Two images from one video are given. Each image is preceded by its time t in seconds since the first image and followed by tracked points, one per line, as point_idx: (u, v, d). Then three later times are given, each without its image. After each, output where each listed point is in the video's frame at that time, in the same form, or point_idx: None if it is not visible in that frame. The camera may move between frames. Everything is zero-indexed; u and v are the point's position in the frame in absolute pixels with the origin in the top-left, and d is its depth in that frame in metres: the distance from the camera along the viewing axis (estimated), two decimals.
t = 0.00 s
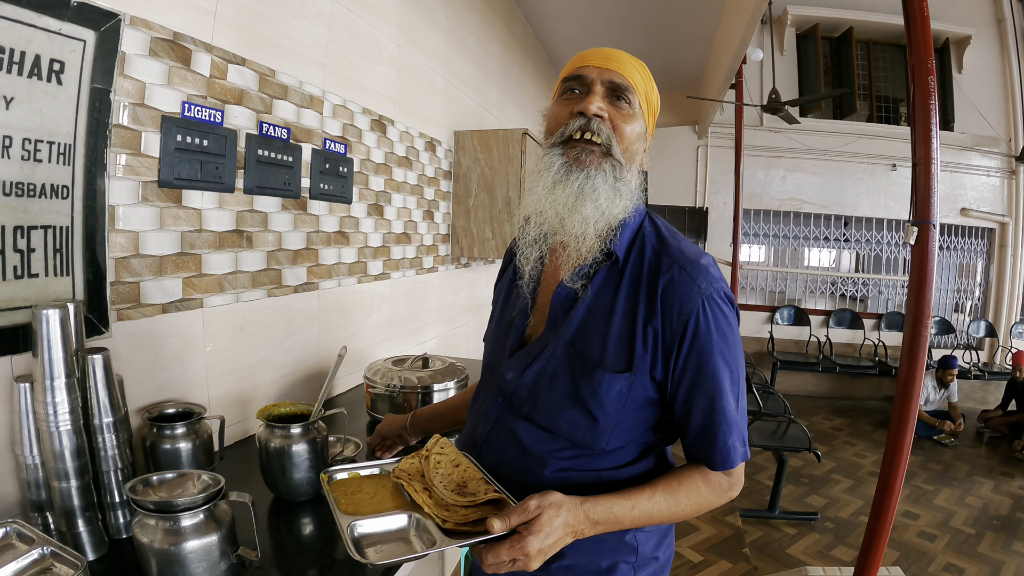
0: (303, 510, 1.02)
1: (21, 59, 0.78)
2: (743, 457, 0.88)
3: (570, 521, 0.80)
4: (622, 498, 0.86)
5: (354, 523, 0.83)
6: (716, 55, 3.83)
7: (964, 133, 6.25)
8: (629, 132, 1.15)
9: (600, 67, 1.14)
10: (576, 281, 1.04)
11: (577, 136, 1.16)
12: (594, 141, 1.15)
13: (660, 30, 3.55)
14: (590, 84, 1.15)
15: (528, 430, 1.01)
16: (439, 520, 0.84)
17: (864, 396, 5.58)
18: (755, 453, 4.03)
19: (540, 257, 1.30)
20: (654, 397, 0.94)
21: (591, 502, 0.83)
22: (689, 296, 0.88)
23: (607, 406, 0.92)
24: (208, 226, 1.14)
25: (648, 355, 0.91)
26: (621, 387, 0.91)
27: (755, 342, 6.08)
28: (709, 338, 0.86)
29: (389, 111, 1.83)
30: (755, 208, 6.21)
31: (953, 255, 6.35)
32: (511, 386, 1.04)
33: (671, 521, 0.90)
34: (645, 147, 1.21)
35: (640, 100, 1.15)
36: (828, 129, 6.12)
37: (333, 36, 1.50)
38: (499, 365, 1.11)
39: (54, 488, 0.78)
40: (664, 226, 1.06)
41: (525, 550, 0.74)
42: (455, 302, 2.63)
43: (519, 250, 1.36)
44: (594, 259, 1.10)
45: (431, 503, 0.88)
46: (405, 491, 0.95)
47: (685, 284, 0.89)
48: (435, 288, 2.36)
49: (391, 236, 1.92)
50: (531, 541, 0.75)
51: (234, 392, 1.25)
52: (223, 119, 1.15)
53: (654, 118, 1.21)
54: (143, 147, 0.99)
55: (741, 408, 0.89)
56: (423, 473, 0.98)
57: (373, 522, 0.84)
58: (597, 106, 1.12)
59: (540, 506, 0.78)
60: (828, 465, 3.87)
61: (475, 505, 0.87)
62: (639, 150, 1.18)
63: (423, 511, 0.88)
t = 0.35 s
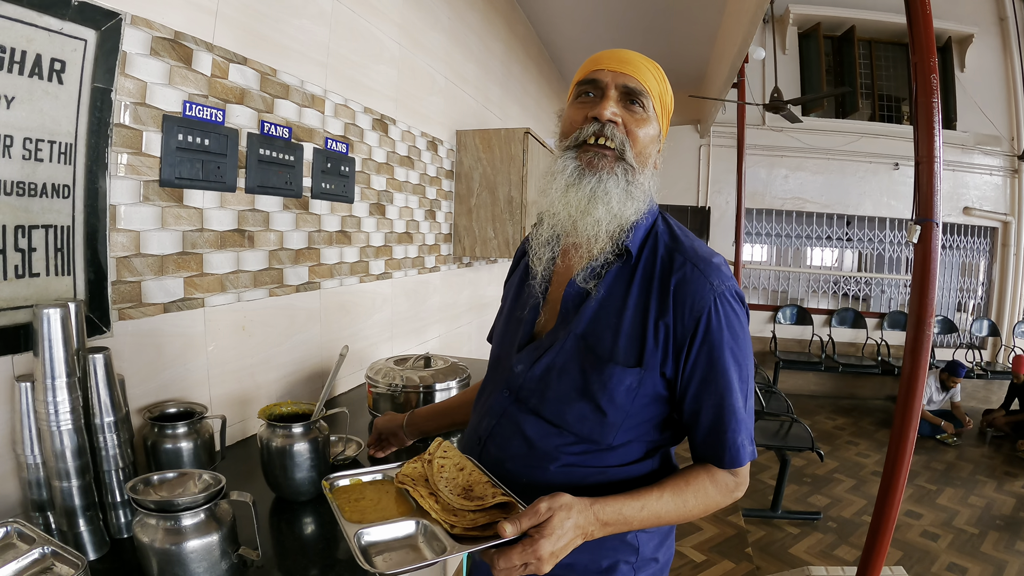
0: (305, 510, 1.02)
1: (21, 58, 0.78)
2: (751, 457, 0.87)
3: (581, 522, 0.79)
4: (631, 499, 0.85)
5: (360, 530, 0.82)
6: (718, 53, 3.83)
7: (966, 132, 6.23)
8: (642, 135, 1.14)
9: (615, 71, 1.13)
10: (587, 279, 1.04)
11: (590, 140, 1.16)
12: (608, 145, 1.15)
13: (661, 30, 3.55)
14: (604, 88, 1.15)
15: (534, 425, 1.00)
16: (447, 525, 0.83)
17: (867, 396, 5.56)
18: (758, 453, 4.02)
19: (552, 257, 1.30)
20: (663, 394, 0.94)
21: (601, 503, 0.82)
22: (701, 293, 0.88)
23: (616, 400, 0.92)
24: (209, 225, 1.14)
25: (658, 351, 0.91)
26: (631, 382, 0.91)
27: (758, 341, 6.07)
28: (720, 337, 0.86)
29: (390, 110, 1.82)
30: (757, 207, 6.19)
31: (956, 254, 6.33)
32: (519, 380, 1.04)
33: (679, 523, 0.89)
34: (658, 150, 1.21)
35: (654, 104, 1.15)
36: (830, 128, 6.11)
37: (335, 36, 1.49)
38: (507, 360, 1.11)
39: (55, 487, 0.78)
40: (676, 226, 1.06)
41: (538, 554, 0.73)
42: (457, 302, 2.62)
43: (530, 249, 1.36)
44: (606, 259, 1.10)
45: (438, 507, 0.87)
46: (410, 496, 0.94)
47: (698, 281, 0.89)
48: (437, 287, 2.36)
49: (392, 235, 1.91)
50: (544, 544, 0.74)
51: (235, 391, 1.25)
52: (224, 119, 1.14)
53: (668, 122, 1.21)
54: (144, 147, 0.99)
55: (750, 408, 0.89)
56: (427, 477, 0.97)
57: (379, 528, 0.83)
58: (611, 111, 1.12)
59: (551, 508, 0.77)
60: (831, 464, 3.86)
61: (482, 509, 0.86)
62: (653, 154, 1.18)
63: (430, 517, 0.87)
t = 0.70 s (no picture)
0: (306, 511, 1.02)
1: (21, 59, 0.78)
2: (752, 461, 0.87)
3: (586, 527, 0.78)
4: (634, 503, 0.84)
5: (361, 535, 0.82)
6: (719, 53, 3.82)
7: (969, 131, 6.20)
8: (650, 134, 1.14)
9: (625, 69, 1.13)
10: (592, 276, 1.04)
11: (597, 137, 1.15)
12: (615, 142, 1.14)
13: (661, 29, 3.54)
14: (613, 86, 1.15)
15: (534, 422, 1.00)
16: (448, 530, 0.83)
17: (870, 395, 5.55)
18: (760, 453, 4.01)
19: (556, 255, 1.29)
20: (665, 395, 0.93)
21: (606, 507, 0.81)
22: (707, 295, 0.87)
23: (617, 398, 0.91)
24: (210, 225, 1.14)
25: (662, 351, 0.91)
26: (633, 381, 0.91)
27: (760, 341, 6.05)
28: (726, 339, 0.86)
29: (391, 110, 1.82)
30: (760, 207, 6.17)
31: (958, 253, 6.31)
32: (521, 376, 1.03)
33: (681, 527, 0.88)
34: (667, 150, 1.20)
35: (664, 103, 1.14)
36: (833, 128, 6.09)
37: (335, 36, 1.49)
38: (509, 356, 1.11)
39: (54, 488, 0.78)
40: (684, 228, 1.05)
41: (543, 560, 0.73)
42: (459, 302, 2.62)
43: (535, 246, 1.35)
44: (611, 259, 1.09)
45: (439, 511, 0.87)
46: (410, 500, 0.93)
47: (705, 283, 0.89)
48: (439, 287, 2.35)
49: (394, 235, 1.91)
50: (549, 550, 0.73)
51: (235, 392, 1.25)
52: (225, 119, 1.14)
53: (678, 122, 1.20)
54: (144, 147, 0.99)
55: (752, 412, 0.88)
56: (427, 481, 0.97)
57: (378, 532, 0.83)
58: (619, 108, 1.11)
59: (556, 514, 0.76)
60: (833, 464, 3.84)
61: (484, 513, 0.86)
62: (660, 154, 1.17)
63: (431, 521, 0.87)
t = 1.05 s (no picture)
0: (308, 511, 1.02)
1: (25, 62, 0.78)
2: (743, 452, 0.88)
3: (586, 522, 0.78)
4: (631, 495, 0.84)
5: (366, 535, 0.82)
6: (721, 53, 3.81)
7: (971, 130, 6.19)
8: (643, 134, 1.14)
9: (618, 71, 1.14)
10: (587, 272, 1.04)
11: (591, 138, 1.16)
12: (608, 142, 1.15)
13: (662, 29, 3.54)
14: (606, 88, 1.15)
15: (529, 415, 1.01)
16: (452, 528, 0.83)
17: (872, 395, 5.54)
18: (762, 453, 4.00)
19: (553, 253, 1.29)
20: (659, 387, 0.94)
21: (605, 501, 0.81)
22: (699, 289, 0.88)
23: (612, 390, 0.92)
24: (213, 227, 1.15)
25: (656, 344, 0.91)
26: (627, 374, 0.92)
27: (763, 341, 6.04)
28: (717, 332, 0.86)
29: (393, 111, 1.82)
30: (762, 207, 6.17)
31: (960, 252, 6.29)
32: (517, 370, 1.03)
33: (677, 518, 0.88)
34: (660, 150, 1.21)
35: (656, 103, 1.15)
36: (835, 127, 6.08)
37: (337, 38, 1.50)
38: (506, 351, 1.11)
39: (60, 488, 0.79)
40: (677, 224, 1.06)
41: (547, 553, 0.73)
42: (461, 302, 2.62)
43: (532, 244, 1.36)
44: (606, 256, 1.10)
45: (441, 509, 0.87)
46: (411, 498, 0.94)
47: (697, 278, 0.90)
48: (441, 288, 2.36)
49: (396, 236, 1.92)
50: (553, 544, 0.74)
51: (238, 392, 1.25)
52: (227, 121, 1.15)
53: (671, 122, 1.21)
54: (148, 149, 1.00)
55: (743, 404, 0.89)
56: (426, 479, 0.97)
57: (383, 532, 0.83)
58: (612, 109, 1.12)
59: (558, 508, 0.76)
60: (836, 464, 3.84)
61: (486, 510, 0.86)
62: (654, 153, 1.17)
63: (434, 519, 0.87)
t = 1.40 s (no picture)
0: (314, 511, 1.02)
1: (30, 63, 0.78)
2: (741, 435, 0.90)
3: (593, 503, 0.78)
4: (633, 478, 0.84)
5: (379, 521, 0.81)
6: (724, 53, 3.81)
7: (973, 130, 6.18)
8: (609, 141, 1.10)
9: (569, 90, 1.11)
10: (587, 268, 1.04)
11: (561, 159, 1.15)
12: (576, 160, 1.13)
13: (664, 29, 3.54)
14: (564, 109, 1.13)
15: (535, 403, 1.01)
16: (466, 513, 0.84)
17: (874, 395, 5.53)
18: (765, 453, 4.00)
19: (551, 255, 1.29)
20: (661, 374, 0.95)
21: (609, 483, 0.81)
22: (697, 279, 0.90)
23: (616, 376, 0.93)
24: (218, 227, 1.15)
25: (658, 331, 0.92)
26: (630, 359, 0.92)
27: (765, 341, 6.03)
28: (715, 320, 0.88)
29: (397, 112, 1.83)
30: (764, 206, 6.16)
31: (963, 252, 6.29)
32: (522, 360, 1.03)
33: (676, 502, 0.88)
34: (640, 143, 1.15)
35: (618, 106, 1.08)
36: (837, 127, 6.07)
37: (341, 38, 1.50)
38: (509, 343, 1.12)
39: (66, 488, 0.79)
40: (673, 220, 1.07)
41: (557, 534, 0.73)
42: (464, 302, 2.63)
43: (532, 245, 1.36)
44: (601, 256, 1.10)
45: (451, 495, 0.87)
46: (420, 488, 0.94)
47: (694, 268, 0.91)
48: (444, 288, 2.36)
49: (400, 236, 1.92)
50: (562, 524, 0.74)
51: (243, 393, 1.26)
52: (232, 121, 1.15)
53: (648, 112, 1.12)
54: (153, 150, 1.00)
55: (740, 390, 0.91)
56: (433, 468, 0.97)
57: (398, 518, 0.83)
58: (570, 130, 1.10)
59: (566, 490, 0.76)
60: (838, 464, 3.84)
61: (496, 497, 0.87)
62: (629, 153, 1.12)
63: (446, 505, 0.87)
